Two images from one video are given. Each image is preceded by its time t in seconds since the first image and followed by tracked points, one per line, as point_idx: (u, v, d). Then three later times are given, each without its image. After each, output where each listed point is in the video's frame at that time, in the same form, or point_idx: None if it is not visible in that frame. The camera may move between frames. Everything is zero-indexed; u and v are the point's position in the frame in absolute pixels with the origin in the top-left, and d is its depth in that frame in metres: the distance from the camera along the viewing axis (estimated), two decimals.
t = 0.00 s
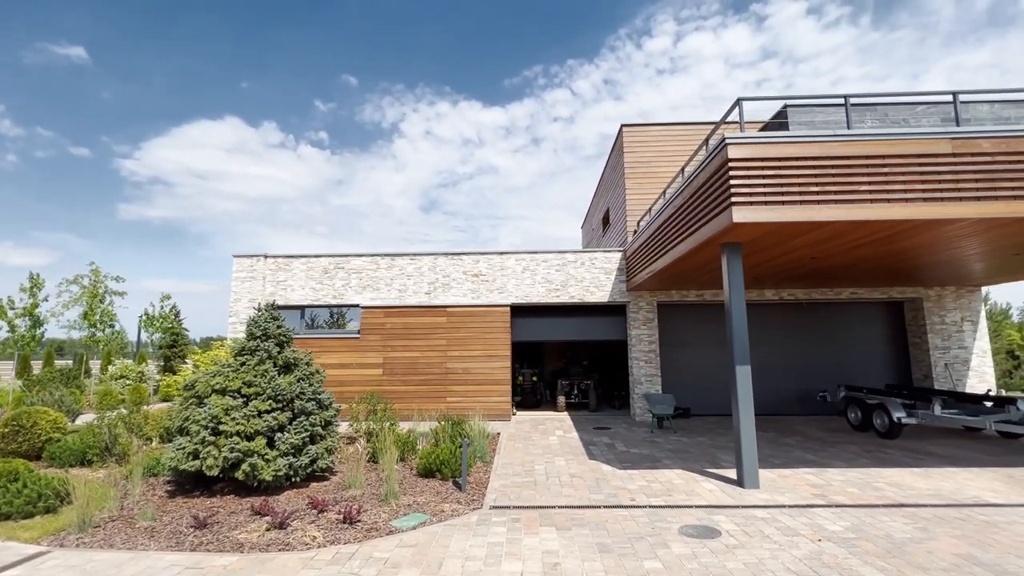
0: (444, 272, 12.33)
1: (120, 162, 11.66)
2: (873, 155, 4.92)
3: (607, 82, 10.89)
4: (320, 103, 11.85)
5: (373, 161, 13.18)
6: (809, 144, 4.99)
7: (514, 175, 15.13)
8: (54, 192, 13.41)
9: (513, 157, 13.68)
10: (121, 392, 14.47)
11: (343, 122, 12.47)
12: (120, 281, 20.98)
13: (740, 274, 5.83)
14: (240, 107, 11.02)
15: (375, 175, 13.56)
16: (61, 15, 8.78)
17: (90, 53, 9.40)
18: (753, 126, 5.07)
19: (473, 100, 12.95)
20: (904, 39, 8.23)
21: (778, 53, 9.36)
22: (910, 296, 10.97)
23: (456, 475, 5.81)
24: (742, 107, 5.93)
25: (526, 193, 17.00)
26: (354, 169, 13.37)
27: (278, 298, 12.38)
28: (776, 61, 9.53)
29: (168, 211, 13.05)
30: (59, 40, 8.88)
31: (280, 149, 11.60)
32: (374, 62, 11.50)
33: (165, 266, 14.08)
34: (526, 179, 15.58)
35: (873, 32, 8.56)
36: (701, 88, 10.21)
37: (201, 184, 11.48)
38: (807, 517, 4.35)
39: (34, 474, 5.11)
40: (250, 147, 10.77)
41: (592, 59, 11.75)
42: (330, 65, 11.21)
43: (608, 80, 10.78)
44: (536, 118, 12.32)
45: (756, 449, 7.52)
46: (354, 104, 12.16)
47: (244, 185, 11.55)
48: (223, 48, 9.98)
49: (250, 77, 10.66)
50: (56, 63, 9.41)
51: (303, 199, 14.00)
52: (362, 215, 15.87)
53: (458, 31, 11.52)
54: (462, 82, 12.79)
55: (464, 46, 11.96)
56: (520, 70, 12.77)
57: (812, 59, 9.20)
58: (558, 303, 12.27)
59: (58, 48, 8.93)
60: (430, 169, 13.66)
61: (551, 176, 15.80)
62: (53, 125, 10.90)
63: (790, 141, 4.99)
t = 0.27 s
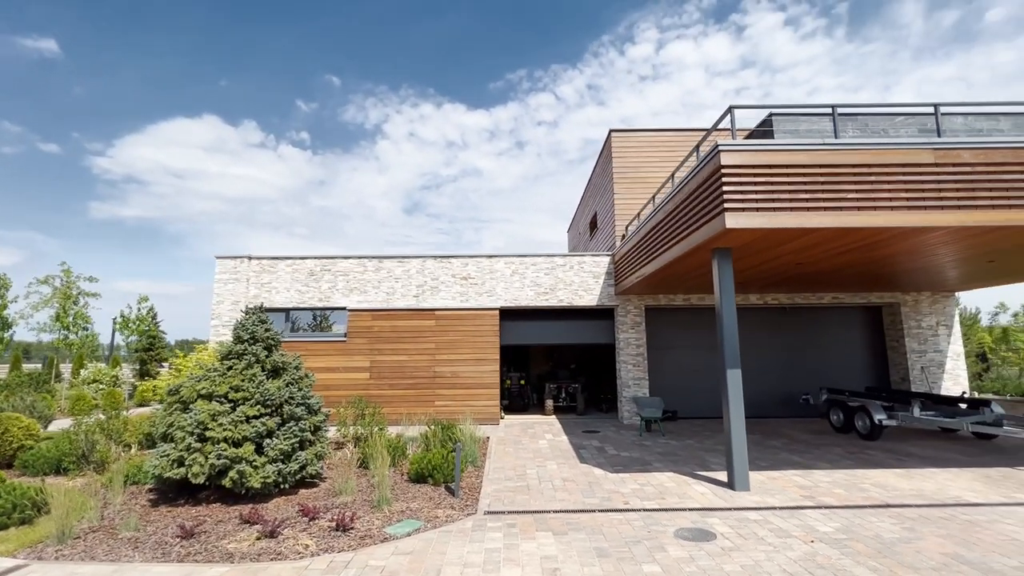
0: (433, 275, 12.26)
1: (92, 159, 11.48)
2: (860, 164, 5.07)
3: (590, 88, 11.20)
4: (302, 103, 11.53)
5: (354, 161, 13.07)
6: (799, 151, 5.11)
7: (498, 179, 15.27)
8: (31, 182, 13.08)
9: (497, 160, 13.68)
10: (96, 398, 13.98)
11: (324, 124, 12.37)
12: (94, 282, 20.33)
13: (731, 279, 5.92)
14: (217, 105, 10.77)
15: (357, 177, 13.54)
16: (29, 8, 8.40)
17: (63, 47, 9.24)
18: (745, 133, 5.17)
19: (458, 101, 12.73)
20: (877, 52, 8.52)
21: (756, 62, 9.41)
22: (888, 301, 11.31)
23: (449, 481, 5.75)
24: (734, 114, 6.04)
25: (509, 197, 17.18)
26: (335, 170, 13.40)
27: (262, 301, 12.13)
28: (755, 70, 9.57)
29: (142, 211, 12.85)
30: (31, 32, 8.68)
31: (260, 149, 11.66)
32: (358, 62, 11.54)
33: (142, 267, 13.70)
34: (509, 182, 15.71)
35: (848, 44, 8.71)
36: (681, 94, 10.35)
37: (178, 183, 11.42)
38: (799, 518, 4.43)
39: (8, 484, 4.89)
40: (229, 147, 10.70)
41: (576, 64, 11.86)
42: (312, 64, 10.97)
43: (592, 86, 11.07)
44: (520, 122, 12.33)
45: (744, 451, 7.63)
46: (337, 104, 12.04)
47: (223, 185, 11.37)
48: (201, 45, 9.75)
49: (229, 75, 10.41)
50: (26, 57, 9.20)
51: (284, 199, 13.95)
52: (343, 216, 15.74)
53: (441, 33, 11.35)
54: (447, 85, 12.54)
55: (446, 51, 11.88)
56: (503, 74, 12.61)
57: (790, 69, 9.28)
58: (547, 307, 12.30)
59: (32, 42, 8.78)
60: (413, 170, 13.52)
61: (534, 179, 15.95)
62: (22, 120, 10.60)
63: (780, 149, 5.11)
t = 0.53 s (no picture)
0: (423, 277, 12.19)
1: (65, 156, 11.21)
2: (849, 171, 5.21)
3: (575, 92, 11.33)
4: (285, 103, 11.49)
5: (338, 162, 12.98)
6: (791, 158, 5.23)
7: (482, 182, 15.40)
8: (10, 176, 12.78)
9: (481, 163, 13.85)
10: (71, 403, 13.50)
11: (306, 123, 12.25)
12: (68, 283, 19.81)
13: (723, 283, 6.02)
14: (196, 103, 10.53)
15: (340, 177, 13.41)
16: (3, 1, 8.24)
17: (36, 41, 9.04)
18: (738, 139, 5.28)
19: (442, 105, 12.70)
20: (852, 63, 8.74)
21: (737, 70, 9.47)
22: (868, 305, 11.62)
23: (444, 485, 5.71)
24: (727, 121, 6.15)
25: (493, 200, 17.33)
26: (318, 170, 13.23)
27: (248, 302, 11.91)
28: (736, 78, 9.63)
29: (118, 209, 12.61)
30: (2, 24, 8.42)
31: (240, 147, 11.25)
32: (342, 62, 11.48)
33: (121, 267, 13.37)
34: (493, 186, 15.83)
35: (824, 54, 8.85)
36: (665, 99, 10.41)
37: (155, 182, 11.17)
38: (792, 518, 4.52)
39: None
40: (208, 144, 10.38)
41: (561, 69, 12.01)
42: (295, 64, 10.76)
43: (576, 91, 11.22)
44: (505, 125, 12.42)
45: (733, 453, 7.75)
46: (320, 104, 11.86)
47: (204, 184, 11.25)
48: (180, 41, 9.47)
49: (208, 72, 10.12)
50: None
51: (266, 199, 13.58)
52: (324, 217, 15.72)
53: (421, 36, 11.23)
54: (431, 88, 12.52)
55: (432, 53, 11.79)
56: (488, 77, 12.59)
57: (769, 77, 9.41)
58: (537, 309, 12.33)
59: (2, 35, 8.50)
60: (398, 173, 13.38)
61: (519, 183, 16.00)
62: None
63: (772, 155, 5.22)
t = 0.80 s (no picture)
0: (414, 279, 12.12)
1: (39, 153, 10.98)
2: (839, 178, 5.35)
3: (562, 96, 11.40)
4: (268, 101, 11.34)
5: (323, 163, 12.81)
6: (783, 165, 5.35)
7: (470, 184, 15.46)
8: None
9: (468, 164, 13.84)
10: (49, 407, 13.10)
11: (291, 122, 12.00)
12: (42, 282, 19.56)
13: (716, 287, 6.12)
14: (177, 100, 10.36)
15: (324, 177, 13.27)
16: None
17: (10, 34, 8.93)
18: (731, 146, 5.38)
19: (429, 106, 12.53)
20: (831, 72, 9.04)
21: (721, 78, 9.52)
22: (852, 308, 11.90)
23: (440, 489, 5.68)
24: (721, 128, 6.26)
25: (479, 202, 17.41)
26: (301, 170, 12.97)
27: (235, 304, 11.71)
28: (719, 86, 9.67)
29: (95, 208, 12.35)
30: None
31: (222, 147, 11.00)
32: (327, 63, 11.23)
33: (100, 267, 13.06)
34: (479, 188, 15.90)
35: (805, 63, 9.08)
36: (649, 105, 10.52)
37: (134, 180, 10.92)
38: (785, 518, 4.61)
39: None
40: (188, 144, 10.23)
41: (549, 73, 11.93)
42: (278, 61, 10.55)
43: (563, 95, 11.33)
44: (492, 127, 12.43)
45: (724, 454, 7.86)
46: (305, 104, 11.64)
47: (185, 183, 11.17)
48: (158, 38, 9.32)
49: (189, 70, 9.94)
50: None
51: (249, 199, 13.28)
52: (307, 219, 15.63)
53: (407, 37, 11.09)
54: (420, 89, 12.38)
55: (420, 54, 11.65)
56: (476, 79, 12.48)
57: (751, 85, 9.54)
58: (529, 312, 12.36)
59: None
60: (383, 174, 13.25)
61: (506, 185, 16.02)
62: None
63: (764, 162, 5.34)
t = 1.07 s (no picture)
0: (406, 281, 12.04)
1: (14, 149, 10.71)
2: (831, 183, 5.45)
3: (550, 99, 11.44)
4: (253, 101, 11.18)
5: (309, 163, 12.71)
6: (777, 170, 5.44)
7: (458, 186, 15.51)
8: None
9: (456, 166, 13.93)
10: (27, 410, 12.71)
11: (278, 122, 11.86)
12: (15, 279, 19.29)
13: (710, 290, 6.19)
14: (161, 99, 10.12)
15: (311, 177, 13.19)
16: None
17: None
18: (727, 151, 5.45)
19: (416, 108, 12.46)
20: (812, 80, 9.16)
21: (707, 83, 9.63)
22: (838, 312, 12.12)
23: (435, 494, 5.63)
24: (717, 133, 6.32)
25: (467, 204, 17.44)
26: (286, 170, 12.88)
27: (223, 305, 11.51)
28: (705, 91, 9.79)
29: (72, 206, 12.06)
30: None
31: (205, 146, 10.92)
32: (315, 62, 11.12)
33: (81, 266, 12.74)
34: (467, 190, 15.93)
35: (788, 70, 9.30)
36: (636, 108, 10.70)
37: (114, 179, 10.60)
38: (781, 519, 4.66)
39: None
40: (171, 142, 10.04)
41: (538, 76, 11.95)
42: (262, 60, 10.34)
43: (551, 98, 11.40)
44: (479, 129, 12.43)
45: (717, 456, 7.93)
46: (292, 103, 11.46)
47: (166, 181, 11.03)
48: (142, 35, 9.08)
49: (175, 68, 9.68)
50: None
51: (233, 199, 13.14)
52: (292, 220, 15.50)
53: (396, 36, 11.03)
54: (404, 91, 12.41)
55: (409, 54, 11.61)
56: (464, 82, 12.47)
57: (736, 91, 9.65)
58: (521, 314, 12.36)
59: None
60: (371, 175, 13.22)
61: (494, 188, 16.07)
62: None
63: (759, 167, 5.42)
